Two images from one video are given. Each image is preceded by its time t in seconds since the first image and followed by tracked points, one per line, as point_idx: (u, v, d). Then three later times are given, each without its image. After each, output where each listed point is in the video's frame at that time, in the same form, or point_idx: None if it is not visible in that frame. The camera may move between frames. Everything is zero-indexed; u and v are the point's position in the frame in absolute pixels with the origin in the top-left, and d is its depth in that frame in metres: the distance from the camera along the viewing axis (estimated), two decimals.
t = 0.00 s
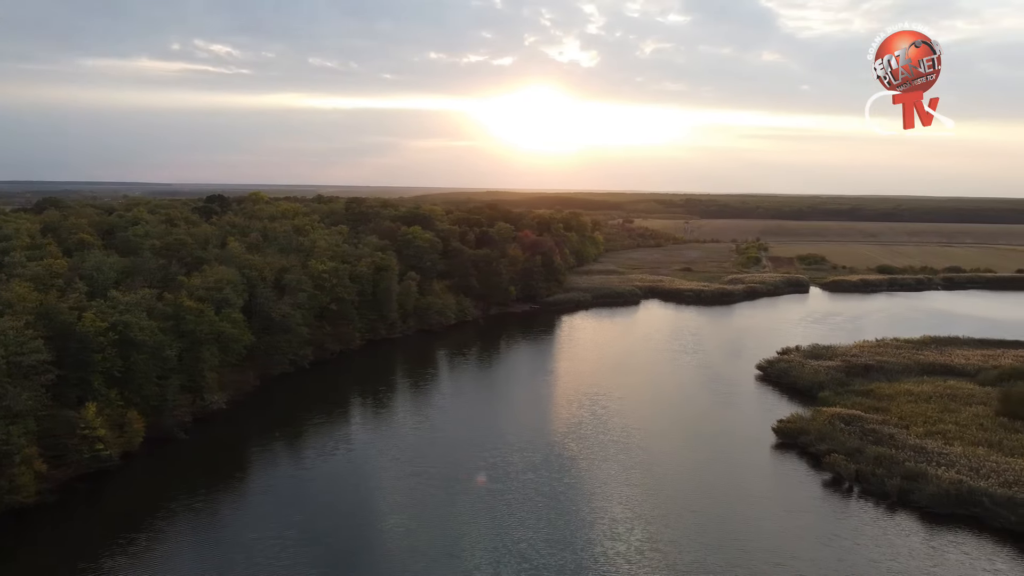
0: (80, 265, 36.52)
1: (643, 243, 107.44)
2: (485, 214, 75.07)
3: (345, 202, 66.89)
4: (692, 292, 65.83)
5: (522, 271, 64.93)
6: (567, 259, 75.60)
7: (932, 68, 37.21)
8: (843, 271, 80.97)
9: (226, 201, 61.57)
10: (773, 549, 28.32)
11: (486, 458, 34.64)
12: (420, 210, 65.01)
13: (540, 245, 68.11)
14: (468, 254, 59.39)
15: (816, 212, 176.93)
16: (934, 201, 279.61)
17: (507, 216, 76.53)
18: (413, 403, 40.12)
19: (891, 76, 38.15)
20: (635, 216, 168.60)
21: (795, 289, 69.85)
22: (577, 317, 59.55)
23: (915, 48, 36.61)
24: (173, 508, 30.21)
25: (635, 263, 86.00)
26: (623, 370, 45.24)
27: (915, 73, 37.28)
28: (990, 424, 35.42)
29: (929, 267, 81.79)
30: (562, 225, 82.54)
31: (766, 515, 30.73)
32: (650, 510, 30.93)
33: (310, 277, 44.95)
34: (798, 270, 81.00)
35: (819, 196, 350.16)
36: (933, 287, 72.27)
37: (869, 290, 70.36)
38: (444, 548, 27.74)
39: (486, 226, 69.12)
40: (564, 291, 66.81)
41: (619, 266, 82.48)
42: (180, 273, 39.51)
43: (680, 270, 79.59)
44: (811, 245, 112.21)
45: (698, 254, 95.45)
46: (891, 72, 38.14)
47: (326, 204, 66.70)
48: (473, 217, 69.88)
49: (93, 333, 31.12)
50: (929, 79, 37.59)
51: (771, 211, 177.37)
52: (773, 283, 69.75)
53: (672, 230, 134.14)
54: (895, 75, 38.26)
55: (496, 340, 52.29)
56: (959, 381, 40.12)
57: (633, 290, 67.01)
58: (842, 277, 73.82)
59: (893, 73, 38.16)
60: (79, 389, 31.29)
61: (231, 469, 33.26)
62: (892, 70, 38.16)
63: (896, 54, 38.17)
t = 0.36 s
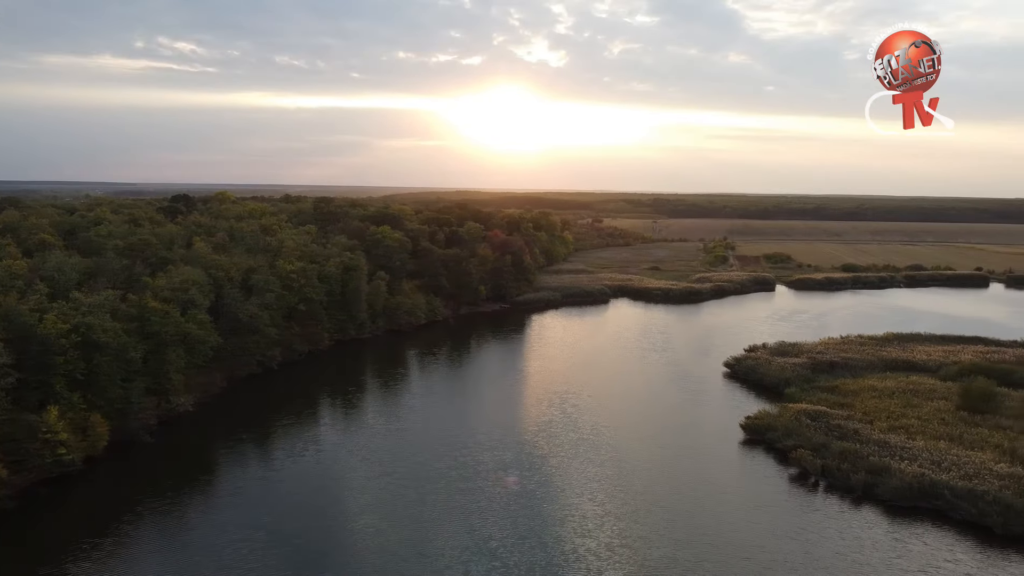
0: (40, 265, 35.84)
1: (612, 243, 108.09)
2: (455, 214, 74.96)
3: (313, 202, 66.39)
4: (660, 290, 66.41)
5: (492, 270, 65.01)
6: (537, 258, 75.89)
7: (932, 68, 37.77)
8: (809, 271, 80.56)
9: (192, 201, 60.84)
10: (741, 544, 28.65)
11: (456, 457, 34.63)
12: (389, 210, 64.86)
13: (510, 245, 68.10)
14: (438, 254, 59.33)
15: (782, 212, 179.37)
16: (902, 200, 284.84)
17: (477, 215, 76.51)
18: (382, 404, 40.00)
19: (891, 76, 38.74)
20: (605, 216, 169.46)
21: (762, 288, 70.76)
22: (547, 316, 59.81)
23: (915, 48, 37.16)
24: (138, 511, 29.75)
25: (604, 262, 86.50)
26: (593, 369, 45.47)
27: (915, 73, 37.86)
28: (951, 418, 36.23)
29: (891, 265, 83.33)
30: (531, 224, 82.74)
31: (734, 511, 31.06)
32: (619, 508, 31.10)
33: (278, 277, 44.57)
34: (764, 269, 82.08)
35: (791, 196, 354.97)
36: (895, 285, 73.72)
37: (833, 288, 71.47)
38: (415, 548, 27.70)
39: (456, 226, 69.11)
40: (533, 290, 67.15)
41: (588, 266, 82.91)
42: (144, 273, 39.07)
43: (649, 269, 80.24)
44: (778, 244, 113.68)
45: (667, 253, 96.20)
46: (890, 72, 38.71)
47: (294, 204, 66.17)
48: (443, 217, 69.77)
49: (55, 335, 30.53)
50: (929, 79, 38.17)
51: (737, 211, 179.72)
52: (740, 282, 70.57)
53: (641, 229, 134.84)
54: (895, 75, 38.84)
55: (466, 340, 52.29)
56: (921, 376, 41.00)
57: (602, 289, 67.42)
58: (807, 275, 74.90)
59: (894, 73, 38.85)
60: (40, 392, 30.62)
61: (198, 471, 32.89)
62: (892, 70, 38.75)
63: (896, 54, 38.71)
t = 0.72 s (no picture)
0: None
1: (581, 242, 108.76)
2: (423, 213, 74.79)
3: (281, 201, 65.81)
4: (629, 289, 66.95)
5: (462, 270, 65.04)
6: (506, 258, 76.10)
7: (931, 68, 38.67)
8: (775, 266, 83.93)
9: (155, 201, 59.96)
10: (709, 539, 28.99)
11: (426, 457, 34.61)
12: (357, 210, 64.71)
13: (480, 244, 68.19)
14: (407, 253, 59.22)
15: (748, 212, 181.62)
16: (871, 199, 289.39)
17: (446, 215, 76.43)
18: (351, 404, 39.83)
19: (891, 76, 39.53)
20: (574, 215, 170.32)
21: (729, 286, 71.65)
22: (517, 315, 60.00)
23: (915, 48, 38.02)
24: (102, 516, 29.26)
25: (573, 262, 86.96)
26: (562, 368, 45.69)
27: (916, 73, 38.73)
28: (912, 413, 37.03)
29: (854, 263, 84.82)
30: (500, 224, 82.92)
31: (702, 507, 31.41)
32: (589, 506, 31.29)
33: (245, 278, 44.11)
34: (731, 267, 83.17)
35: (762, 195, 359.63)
36: (858, 283, 75.04)
37: (799, 286, 72.50)
38: (385, 548, 27.64)
39: (425, 225, 68.98)
40: (503, 289, 67.40)
41: (557, 265, 83.31)
42: (107, 274, 38.48)
43: (617, 268, 80.90)
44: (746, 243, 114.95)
45: (636, 253, 96.87)
46: (891, 73, 39.49)
47: (261, 203, 65.50)
48: (412, 217, 69.55)
49: (15, 337, 29.73)
50: (927, 79, 39.06)
51: (703, 211, 182.03)
52: (708, 281, 71.29)
53: (610, 229, 135.70)
54: (895, 75, 39.65)
55: (435, 339, 52.25)
56: (884, 372, 41.82)
57: (571, 288, 67.77)
58: (773, 274, 75.82)
59: (894, 73, 39.68)
60: None
61: (164, 475, 32.46)
62: (891, 70, 39.58)
63: (895, 54, 39.50)
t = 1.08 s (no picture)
0: None
1: (550, 242, 109.26)
2: (392, 212, 74.51)
3: (248, 200, 65.15)
4: (598, 288, 67.39)
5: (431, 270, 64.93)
6: (476, 257, 76.16)
7: (930, 68, 39.95)
8: (742, 266, 83.79)
9: (119, 201, 59.04)
10: (677, 535, 29.31)
11: (395, 457, 34.52)
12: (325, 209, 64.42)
13: (449, 243, 67.84)
14: (376, 253, 59.03)
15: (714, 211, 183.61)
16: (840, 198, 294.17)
17: (415, 214, 76.22)
18: (319, 405, 39.61)
19: (891, 76, 40.79)
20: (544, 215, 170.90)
21: (696, 285, 72.44)
22: (486, 315, 60.05)
23: (916, 49, 39.25)
24: (64, 520, 28.72)
25: (542, 261, 87.27)
26: (532, 367, 45.83)
27: (916, 73, 39.98)
28: (876, 408, 37.77)
29: (819, 262, 85.99)
30: (470, 223, 82.97)
31: (670, 503, 31.72)
32: (558, 504, 31.44)
33: (211, 278, 43.60)
34: (699, 265, 84.13)
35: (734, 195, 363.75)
36: (823, 281, 76.21)
37: (764, 284, 73.50)
38: (354, 549, 27.54)
39: (394, 225, 68.73)
40: (473, 289, 67.48)
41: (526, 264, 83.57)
42: (68, 275, 37.79)
43: (586, 267, 81.41)
44: (713, 242, 115.99)
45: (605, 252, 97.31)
46: (892, 73, 40.73)
47: (227, 203, 64.74)
48: (381, 216, 69.19)
49: None
50: (927, 79, 40.33)
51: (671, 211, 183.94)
52: (676, 279, 72.02)
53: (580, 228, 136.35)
54: (896, 75, 40.88)
55: (405, 339, 52.13)
56: (849, 368, 42.56)
57: (541, 287, 68.05)
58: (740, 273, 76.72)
59: (894, 73, 40.93)
60: None
61: (127, 479, 31.99)
62: (892, 70, 40.81)
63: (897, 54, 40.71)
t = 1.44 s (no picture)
0: None
1: (522, 242, 109.74)
2: (363, 211, 74.52)
3: (216, 200, 64.71)
4: (569, 287, 67.83)
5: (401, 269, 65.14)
6: (447, 257, 76.30)
7: (929, 68, 44.75)
8: (711, 266, 83.93)
9: (83, 201, 58.22)
10: (648, 531, 29.58)
11: (367, 457, 34.43)
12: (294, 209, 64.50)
13: (421, 243, 68.08)
14: (346, 253, 59.06)
15: (684, 210, 185.46)
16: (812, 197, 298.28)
17: (387, 213, 76.22)
18: (290, 406, 39.38)
19: (892, 76, 45.67)
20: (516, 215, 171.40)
21: (666, 283, 73.23)
22: (458, 314, 60.10)
23: (916, 51, 43.85)
24: (29, 526, 28.16)
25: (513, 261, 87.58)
26: (505, 366, 45.94)
27: (916, 73, 44.93)
28: (843, 404, 38.41)
29: (786, 260, 87.10)
30: (441, 223, 83.17)
31: (642, 501, 31.95)
32: (531, 502, 31.53)
33: (178, 279, 43.16)
34: (668, 264, 85.07)
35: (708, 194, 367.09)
36: (791, 279, 77.28)
37: (733, 282, 74.47)
38: (326, 550, 27.44)
39: (365, 224, 68.61)
40: (445, 288, 67.65)
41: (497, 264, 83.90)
42: (31, 277, 37.10)
43: (558, 267, 81.95)
44: (684, 241, 117.05)
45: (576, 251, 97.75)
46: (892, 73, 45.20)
47: (195, 203, 64.03)
48: (353, 216, 68.76)
49: None
50: (926, 79, 45.12)
51: (641, 210, 185.39)
52: (646, 278, 72.73)
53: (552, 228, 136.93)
54: (896, 75, 45.36)
55: (376, 339, 52.02)
56: (816, 365, 43.22)
57: (513, 286, 68.39)
58: (709, 271, 77.53)
59: (894, 73, 45.66)
60: None
61: (93, 483, 31.48)
62: (892, 70, 45.39)
63: (894, 54, 44.98)
